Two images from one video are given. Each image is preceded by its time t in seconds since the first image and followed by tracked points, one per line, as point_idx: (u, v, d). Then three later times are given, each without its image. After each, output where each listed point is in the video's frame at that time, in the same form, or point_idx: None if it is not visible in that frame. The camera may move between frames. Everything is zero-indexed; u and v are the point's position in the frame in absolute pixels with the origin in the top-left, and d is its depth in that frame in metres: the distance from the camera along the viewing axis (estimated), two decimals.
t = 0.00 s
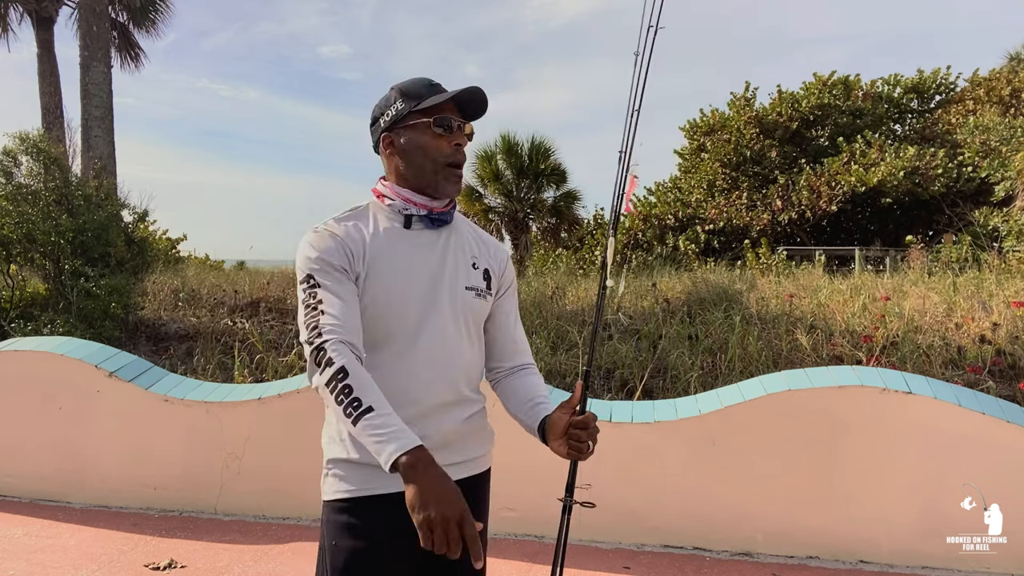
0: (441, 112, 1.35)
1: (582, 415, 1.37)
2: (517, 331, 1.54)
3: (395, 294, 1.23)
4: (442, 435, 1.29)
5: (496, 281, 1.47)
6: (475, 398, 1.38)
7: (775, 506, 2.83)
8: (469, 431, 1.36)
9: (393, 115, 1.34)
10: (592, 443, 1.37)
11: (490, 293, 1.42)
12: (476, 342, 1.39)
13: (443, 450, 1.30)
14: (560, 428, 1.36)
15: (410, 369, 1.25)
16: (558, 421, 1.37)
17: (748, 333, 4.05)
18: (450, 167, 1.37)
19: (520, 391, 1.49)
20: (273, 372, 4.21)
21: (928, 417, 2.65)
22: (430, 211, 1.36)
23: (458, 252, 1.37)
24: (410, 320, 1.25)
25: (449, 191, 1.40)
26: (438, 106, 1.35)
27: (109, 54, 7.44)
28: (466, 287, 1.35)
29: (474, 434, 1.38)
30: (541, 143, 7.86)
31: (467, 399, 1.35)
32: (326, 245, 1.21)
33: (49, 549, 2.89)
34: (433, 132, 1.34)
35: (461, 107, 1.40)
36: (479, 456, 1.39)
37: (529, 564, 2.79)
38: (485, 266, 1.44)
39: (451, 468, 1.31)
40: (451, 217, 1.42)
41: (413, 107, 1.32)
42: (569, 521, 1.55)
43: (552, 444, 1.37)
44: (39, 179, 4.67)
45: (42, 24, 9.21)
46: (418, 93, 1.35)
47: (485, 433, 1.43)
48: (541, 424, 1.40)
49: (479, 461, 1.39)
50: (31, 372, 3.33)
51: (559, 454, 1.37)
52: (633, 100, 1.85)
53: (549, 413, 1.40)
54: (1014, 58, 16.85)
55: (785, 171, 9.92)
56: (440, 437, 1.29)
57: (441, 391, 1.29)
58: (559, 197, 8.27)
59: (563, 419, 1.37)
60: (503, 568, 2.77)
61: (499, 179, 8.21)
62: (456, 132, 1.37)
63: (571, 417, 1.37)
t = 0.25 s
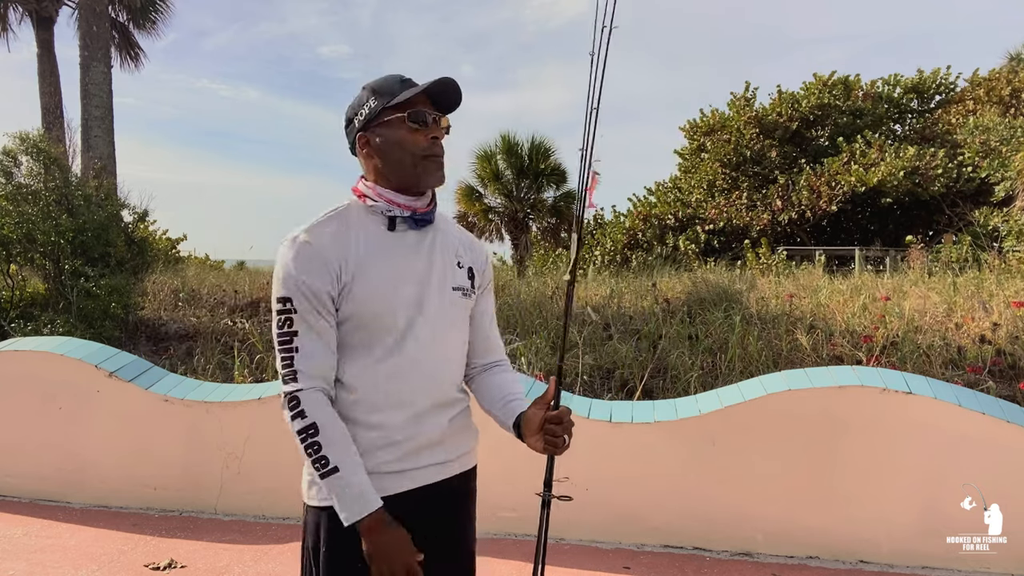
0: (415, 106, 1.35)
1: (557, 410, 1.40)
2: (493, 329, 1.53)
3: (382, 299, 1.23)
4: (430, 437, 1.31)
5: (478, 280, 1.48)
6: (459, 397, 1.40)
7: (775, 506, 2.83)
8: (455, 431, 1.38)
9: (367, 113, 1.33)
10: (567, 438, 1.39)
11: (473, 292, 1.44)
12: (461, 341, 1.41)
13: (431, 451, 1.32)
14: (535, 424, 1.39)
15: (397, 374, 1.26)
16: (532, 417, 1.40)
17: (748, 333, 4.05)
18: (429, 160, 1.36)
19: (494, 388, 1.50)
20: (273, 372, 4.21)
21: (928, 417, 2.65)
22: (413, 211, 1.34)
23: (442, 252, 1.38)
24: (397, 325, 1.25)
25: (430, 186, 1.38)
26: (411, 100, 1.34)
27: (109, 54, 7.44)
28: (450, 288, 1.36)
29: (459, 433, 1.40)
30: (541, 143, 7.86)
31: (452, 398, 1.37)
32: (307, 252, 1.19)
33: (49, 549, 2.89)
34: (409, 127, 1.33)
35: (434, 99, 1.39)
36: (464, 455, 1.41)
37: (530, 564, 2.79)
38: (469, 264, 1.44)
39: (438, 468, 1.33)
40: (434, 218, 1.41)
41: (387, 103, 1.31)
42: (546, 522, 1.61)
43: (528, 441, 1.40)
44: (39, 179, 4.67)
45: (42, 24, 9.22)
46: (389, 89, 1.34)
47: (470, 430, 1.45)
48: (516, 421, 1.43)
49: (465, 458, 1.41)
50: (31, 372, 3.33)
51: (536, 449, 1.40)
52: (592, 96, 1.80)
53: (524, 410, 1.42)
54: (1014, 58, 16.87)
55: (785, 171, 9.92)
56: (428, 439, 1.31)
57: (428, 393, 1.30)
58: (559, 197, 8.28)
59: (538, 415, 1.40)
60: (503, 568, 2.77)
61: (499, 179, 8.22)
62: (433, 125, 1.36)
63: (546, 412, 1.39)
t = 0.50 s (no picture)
0: (347, 107, 1.36)
1: (530, 409, 1.38)
2: (478, 323, 1.52)
3: (326, 300, 1.24)
4: (385, 438, 1.31)
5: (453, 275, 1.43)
6: (427, 397, 1.37)
7: (775, 506, 2.83)
8: (418, 432, 1.36)
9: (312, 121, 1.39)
10: (542, 436, 1.38)
11: (442, 290, 1.38)
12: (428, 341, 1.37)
13: (389, 451, 1.32)
14: (509, 424, 1.38)
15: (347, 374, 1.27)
16: (506, 417, 1.39)
17: (749, 333, 4.05)
18: (360, 157, 1.33)
19: (476, 383, 1.49)
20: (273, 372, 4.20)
21: (927, 417, 2.65)
22: (364, 211, 1.32)
23: (404, 250, 1.34)
24: (346, 327, 1.26)
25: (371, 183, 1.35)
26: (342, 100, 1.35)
27: (109, 54, 7.43)
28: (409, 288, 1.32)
29: (428, 433, 1.38)
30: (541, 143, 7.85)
31: (417, 399, 1.35)
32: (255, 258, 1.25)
33: (49, 549, 2.89)
34: (338, 127, 1.34)
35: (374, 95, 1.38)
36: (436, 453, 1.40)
37: (530, 564, 2.79)
38: (438, 261, 1.39)
39: (398, 468, 1.33)
40: (399, 216, 1.37)
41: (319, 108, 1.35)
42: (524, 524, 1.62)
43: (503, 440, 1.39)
44: (39, 179, 4.66)
45: (42, 24, 9.22)
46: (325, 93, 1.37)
47: (439, 429, 1.42)
48: (491, 421, 1.43)
49: (433, 458, 1.39)
50: (31, 372, 3.33)
51: (512, 450, 1.39)
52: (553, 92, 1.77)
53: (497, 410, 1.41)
54: (1014, 58, 16.88)
55: (785, 171, 9.92)
56: (383, 440, 1.30)
57: (382, 395, 1.30)
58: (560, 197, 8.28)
59: (512, 416, 1.39)
60: (503, 568, 2.77)
61: (499, 179, 8.22)
62: (363, 121, 1.34)
63: (519, 412, 1.38)
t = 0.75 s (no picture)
0: (302, 114, 1.41)
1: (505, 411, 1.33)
2: (459, 318, 1.47)
3: (289, 301, 1.30)
4: (351, 437, 1.31)
5: (425, 275, 1.40)
6: (399, 398, 1.35)
7: (775, 506, 2.83)
8: (389, 433, 1.34)
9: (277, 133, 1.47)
10: (518, 438, 1.33)
11: (411, 289, 1.36)
12: (399, 342, 1.35)
13: (357, 450, 1.31)
14: (484, 425, 1.34)
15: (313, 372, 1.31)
16: (481, 418, 1.35)
17: (749, 333, 4.05)
18: (314, 161, 1.38)
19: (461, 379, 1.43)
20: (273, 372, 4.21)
21: (928, 417, 2.65)
22: (327, 212, 1.35)
23: (368, 250, 1.33)
24: (309, 327, 1.30)
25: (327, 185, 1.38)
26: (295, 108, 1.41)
27: (109, 54, 7.43)
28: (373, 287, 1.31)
29: (402, 433, 1.36)
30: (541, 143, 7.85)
31: (387, 399, 1.33)
32: (229, 265, 1.36)
33: (49, 549, 2.89)
34: (294, 135, 1.40)
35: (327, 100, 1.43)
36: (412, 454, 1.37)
37: (530, 564, 2.79)
38: (406, 260, 1.36)
39: (367, 468, 1.32)
40: (365, 217, 1.38)
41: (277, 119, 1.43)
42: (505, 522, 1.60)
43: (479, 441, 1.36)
44: (39, 179, 4.66)
45: (42, 24, 9.21)
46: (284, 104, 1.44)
47: (417, 431, 1.40)
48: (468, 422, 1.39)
49: (409, 459, 1.37)
50: (31, 372, 3.33)
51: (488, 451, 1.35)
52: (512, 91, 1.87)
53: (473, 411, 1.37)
54: (1014, 58, 16.88)
55: (785, 171, 9.92)
56: (349, 439, 1.30)
57: (347, 394, 1.30)
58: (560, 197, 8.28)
59: (487, 417, 1.35)
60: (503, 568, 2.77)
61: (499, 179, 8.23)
62: (313, 126, 1.39)
63: (494, 414, 1.34)
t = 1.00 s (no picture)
0: (275, 118, 1.45)
1: (508, 408, 1.30)
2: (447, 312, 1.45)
3: (269, 300, 1.33)
4: (329, 437, 1.30)
5: (405, 272, 1.38)
6: (378, 397, 1.33)
7: (775, 506, 2.83)
8: (369, 433, 1.32)
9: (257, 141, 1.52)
10: (522, 434, 1.30)
11: (388, 285, 1.34)
12: (377, 338, 1.34)
13: (336, 450, 1.30)
14: (487, 421, 1.31)
15: (292, 371, 1.32)
16: (484, 415, 1.32)
17: (749, 333, 4.05)
18: (286, 161, 1.41)
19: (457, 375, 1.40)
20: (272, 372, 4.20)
21: (927, 417, 2.65)
22: (302, 211, 1.37)
23: (344, 248, 1.34)
24: (288, 325, 1.31)
25: (299, 185, 1.41)
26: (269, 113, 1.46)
27: (109, 54, 7.43)
28: (348, 283, 1.31)
29: (384, 433, 1.34)
30: (541, 142, 7.86)
31: (364, 398, 1.32)
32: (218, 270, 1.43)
33: (49, 549, 2.89)
34: (268, 138, 1.44)
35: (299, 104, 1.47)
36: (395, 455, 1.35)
37: (530, 564, 2.79)
38: (383, 256, 1.35)
39: (347, 468, 1.31)
40: (340, 216, 1.39)
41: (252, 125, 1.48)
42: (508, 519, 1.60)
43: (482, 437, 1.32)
44: (39, 179, 4.66)
45: (42, 24, 9.21)
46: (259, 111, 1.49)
47: (401, 433, 1.38)
48: (469, 418, 1.35)
49: (392, 461, 1.35)
50: (30, 372, 3.33)
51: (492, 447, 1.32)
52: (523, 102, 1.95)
53: (475, 406, 1.34)
54: (1014, 58, 16.88)
55: (785, 171, 9.92)
56: (327, 439, 1.30)
57: (325, 393, 1.30)
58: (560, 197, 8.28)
59: (490, 412, 1.32)
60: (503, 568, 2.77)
61: (499, 179, 8.23)
62: (284, 128, 1.42)
63: (498, 411, 1.31)
